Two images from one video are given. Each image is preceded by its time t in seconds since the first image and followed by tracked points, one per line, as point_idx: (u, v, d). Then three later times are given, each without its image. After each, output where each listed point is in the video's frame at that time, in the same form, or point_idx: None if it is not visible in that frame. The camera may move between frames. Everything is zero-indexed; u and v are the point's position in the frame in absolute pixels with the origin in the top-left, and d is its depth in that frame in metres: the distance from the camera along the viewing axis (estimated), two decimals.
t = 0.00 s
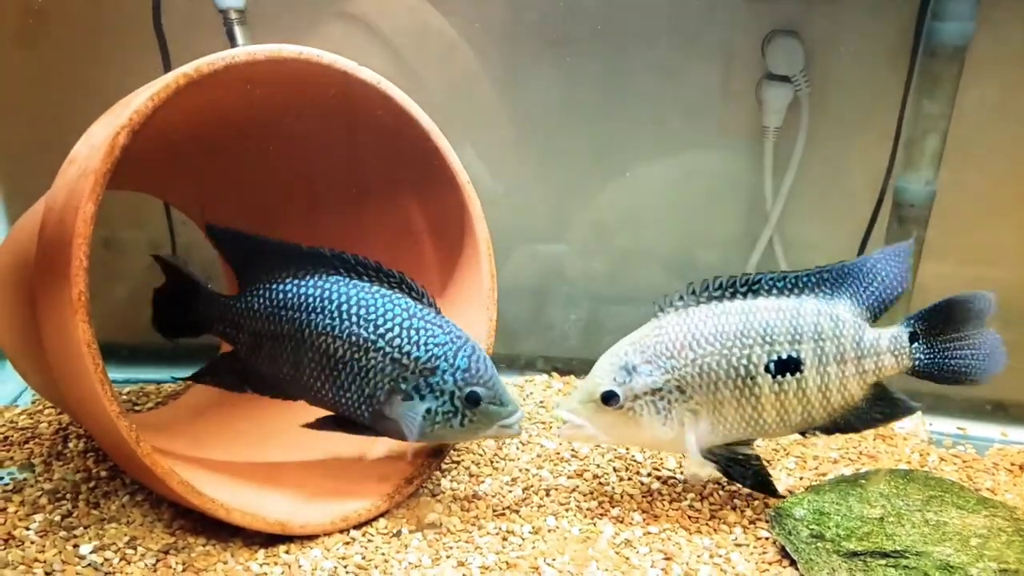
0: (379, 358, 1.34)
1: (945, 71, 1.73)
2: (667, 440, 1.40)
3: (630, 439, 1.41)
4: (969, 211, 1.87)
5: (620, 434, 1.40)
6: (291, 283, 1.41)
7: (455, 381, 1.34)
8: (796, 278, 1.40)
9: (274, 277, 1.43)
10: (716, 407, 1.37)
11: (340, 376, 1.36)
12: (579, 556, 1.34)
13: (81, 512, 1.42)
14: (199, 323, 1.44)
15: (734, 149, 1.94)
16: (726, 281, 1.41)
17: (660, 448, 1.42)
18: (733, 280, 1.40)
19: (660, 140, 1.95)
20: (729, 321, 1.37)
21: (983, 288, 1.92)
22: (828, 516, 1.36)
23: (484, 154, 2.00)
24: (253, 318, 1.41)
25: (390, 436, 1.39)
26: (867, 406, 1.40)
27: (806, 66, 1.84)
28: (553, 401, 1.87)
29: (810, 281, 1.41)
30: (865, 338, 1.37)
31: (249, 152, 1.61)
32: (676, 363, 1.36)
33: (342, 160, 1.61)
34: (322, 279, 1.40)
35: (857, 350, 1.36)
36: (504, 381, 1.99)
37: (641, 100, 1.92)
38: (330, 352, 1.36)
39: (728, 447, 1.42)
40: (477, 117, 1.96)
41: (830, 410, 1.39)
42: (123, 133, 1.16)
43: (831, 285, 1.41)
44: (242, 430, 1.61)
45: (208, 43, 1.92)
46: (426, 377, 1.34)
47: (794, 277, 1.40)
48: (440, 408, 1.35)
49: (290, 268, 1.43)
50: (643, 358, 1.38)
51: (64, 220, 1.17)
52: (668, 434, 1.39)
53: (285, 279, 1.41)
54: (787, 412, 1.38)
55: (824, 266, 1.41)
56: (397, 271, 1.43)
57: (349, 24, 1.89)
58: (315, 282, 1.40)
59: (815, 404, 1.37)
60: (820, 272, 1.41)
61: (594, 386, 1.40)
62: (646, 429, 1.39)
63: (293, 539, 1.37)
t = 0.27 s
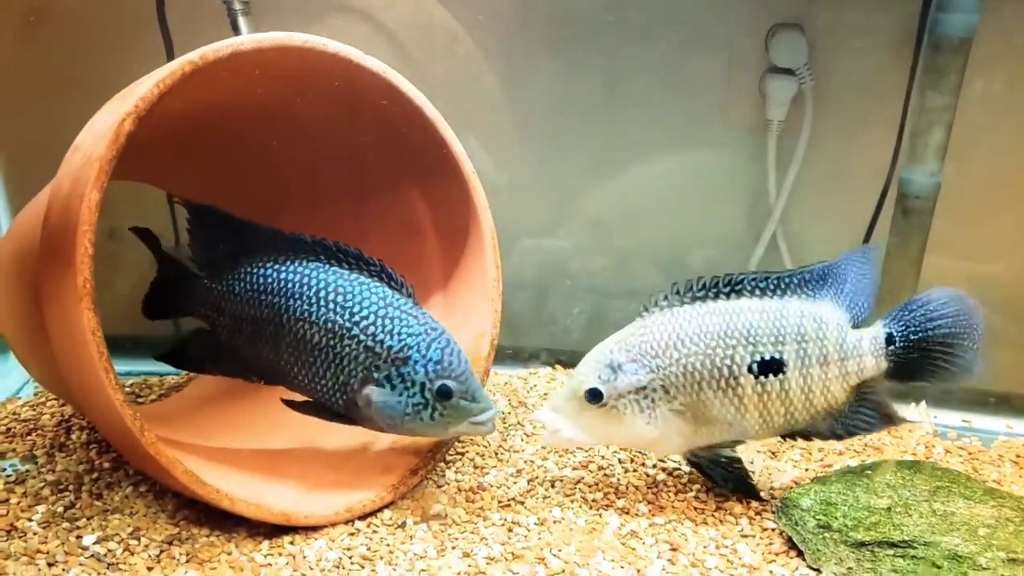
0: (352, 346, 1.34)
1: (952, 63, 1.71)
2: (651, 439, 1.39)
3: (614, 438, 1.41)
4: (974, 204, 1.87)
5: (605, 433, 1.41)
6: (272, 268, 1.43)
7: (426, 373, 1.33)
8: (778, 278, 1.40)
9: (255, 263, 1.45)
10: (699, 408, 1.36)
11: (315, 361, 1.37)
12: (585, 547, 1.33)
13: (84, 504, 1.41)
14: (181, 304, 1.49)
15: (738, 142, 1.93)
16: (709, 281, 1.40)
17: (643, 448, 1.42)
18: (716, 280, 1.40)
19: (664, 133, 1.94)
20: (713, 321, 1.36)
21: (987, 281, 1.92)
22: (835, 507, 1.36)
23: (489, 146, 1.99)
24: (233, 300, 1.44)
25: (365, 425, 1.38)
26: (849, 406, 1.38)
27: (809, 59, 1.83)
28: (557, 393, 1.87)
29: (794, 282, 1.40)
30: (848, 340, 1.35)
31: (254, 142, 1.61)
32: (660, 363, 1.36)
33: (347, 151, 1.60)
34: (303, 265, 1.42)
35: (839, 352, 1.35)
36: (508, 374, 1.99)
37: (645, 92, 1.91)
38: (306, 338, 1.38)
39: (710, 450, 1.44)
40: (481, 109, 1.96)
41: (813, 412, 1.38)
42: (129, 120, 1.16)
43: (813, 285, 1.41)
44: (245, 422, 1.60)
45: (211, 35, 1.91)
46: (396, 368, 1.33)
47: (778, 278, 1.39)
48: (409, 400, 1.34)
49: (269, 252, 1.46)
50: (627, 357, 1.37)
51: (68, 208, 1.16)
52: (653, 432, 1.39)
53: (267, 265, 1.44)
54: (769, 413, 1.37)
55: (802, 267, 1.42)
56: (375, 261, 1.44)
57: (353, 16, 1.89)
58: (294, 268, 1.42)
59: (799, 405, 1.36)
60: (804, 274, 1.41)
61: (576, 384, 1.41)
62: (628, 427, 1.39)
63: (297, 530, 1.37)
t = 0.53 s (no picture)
0: (357, 337, 1.35)
1: (979, 62, 1.67)
2: (617, 440, 1.38)
3: (579, 435, 1.39)
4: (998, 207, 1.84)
5: (570, 430, 1.39)
6: (277, 258, 1.45)
7: (433, 365, 1.33)
8: (766, 295, 1.40)
9: (263, 254, 1.48)
10: (670, 416, 1.36)
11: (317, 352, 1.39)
12: (601, 542, 1.33)
13: (102, 489, 1.42)
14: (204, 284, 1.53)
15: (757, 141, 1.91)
16: (694, 291, 1.39)
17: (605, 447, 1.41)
18: (702, 291, 1.39)
19: (683, 131, 1.93)
20: (692, 330, 1.35)
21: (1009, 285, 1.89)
22: (855, 507, 1.35)
23: (508, 141, 1.99)
24: (241, 289, 1.47)
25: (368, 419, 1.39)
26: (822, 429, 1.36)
27: (829, 57, 1.80)
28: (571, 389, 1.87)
29: (778, 302, 1.39)
30: (826, 365, 1.34)
31: (278, 132, 1.62)
32: (636, 368, 1.35)
33: (369, 142, 1.61)
34: (309, 256, 1.44)
35: (816, 376, 1.33)
36: (522, 370, 1.99)
37: (664, 90, 1.90)
38: (310, 329, 1.39)
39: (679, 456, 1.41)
40: (499, 105, 1.95)
41: (783, 431, 1.36)
42: (155, 107, 1.17)
43: (794, 306, 1.40)
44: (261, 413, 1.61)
45: (231, 27, 1.91)
46: (405, 359, 1.33)
47: (763, 296, 1.39)
48: (417, 391, 1.33)
49: (275, 244, 1.48)
50: (606, 356, 1.36)
51: (95, 194, 1.17)
52: (622, 435, 1.38)
53: (274, 256, 1.46)
54: (740, 428, 1.36)
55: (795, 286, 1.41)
56: (383, 253, 1.45)
57: (373, 10, 1.89)
58: (300, 259, 1.44)
59: (769, 424, 1.35)
60: (793, 295, 1.40)
61: (552, 377, 1.38)
62: (598, 427, 1.37)
63: (313, 520, 1.37)
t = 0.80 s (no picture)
0: (376, 339, 1.36)
1: (994, 57, 1.70)
2: (645, 433, 1.38)
3: (609, 429, 1.40)
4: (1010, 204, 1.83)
5: (600, 424, 1.39)
6: (290, 266, 1.45)
7: (456, 360, 1.34)
8: (798, 286, 1.40)
9: (274, 263, 1.47)
10: (697, 406, 1.35)
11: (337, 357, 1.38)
12: (614, 538, 1.32)
13: (111, 485, 1.41)
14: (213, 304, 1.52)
15: (768, 137, 1.91)
16: (723, 280, 1.40)
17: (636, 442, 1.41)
18: (730, 280, 1.40)
19: (694, 126, 1.93)
20: (720, 319, 1.35)
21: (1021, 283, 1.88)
22: (869, 503, 1.34)
23: (519, 136, 1.98)
24: (252, 301, 1.47)
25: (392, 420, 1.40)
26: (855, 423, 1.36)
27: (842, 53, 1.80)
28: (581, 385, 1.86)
29: (809, 292, 1.40)
30: (858, 356, 1.33)
31: (292, 124, 1.62)
32: (664, 357, 1.34)
33: (381, 136, 1.60)
34: (323, 261, 1.44)
35: (848, 366, 1.33)
36: (532, 366, 1.99)
37: (675, 85, 1.89)
38: (327, 335, 1.39)
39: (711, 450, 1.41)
40: (509, 99, 1.95)
41: (813, 423, 1.36)
42: (167, 96, 1.16)
43: (832, 296, 1.40)
44: (271, 409, 1.60)
45: (241, 20, 1.90)
46: (427, 356, 1.34)
47: (796, 286, 1.40)
48: (442, 388, 1.34)
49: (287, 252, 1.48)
50: (631, 347, 1.36)
51: (105, 184, 1.16)
52: (648, 428, 1.38)
53: (286, 264, 1.46)
54: (769, 419, 1.35)
55: (827, 278, 1.41)
56: (396, 253, 1.47)
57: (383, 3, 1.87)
58: (312, 265, 1.44)
59: (798, 414, 1.35)
60: (825, 285, 1.41)
61: (579, 372, 1.38)
62: (626, 420, 1.38)
63: (323, 515, 1.36)
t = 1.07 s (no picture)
0: (380, 345, 1.35)
1: (1002, 55, 1.68)
2: (664, 436, 1.36)
3: (625, 431, 1.37)
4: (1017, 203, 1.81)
5: (617, 426, 1.37)
6: (290, 277, 1.44)
7: (460, 364, 1.33)
8: (816, 279, 1.36)
9: (274, 277, 1.46)
10: (717, 406, 1.33)
11: (342, 366, 1.37)
12: (614, 541, 1.30)
13: (107, 486, 1.40)
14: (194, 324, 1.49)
15: (771, 135, 1.89)
16: (739, 277, 1.37)
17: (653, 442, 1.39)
18: (747, 276, 1.36)
19: (696, 125, 1.91)
20: (737, 317, 1.33)
21: None
22: (873, 506, 1.33)
23: (519, 135, 1.96)
24: (253, 316, 1.45)
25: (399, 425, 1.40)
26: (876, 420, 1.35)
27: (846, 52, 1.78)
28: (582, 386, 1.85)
29: (828, 285, 1.37)
30: (880, 350, 1.32)
31: (289, 122, 1.60)
32: (680, 358, 1.33)
33: (380, 134, 1.59)
34: (325, 269, 1.43)
35: (871, 361, 1.31)
36: (532, 367, 1.97)
37: (677, 83, 1.88)
38: (331, 344, 1.37)
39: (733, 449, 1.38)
40: (510, 97, 1.93)
41: (836, 419, 1.34)
42: (163, 92, 1.15)
43: (849, 289, 1.37)
44: (269, 410, 1.58)
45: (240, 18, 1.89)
46: (430, 361, 1.34)
47: (814, 278, 1.36)
48: (448, 393, 1.34)
49: (288, 263, 1.47)
50: (646, 349, 1.34)
51: (100, 181, 1.15)
52: (669, 429, 1.36)
53: (287, 275, 1.44)
54: (791, 416, 1.33)
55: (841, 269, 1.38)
56: (392, 259, 1.45)
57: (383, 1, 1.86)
58: (313, 275, 1.43)
59: (821, 411, 1.33)
60: (844, 277, 1.37)
61: (595, 376, 1.36)
62: (645, 423, 1.35)
63: (321, 517, 1.34)
